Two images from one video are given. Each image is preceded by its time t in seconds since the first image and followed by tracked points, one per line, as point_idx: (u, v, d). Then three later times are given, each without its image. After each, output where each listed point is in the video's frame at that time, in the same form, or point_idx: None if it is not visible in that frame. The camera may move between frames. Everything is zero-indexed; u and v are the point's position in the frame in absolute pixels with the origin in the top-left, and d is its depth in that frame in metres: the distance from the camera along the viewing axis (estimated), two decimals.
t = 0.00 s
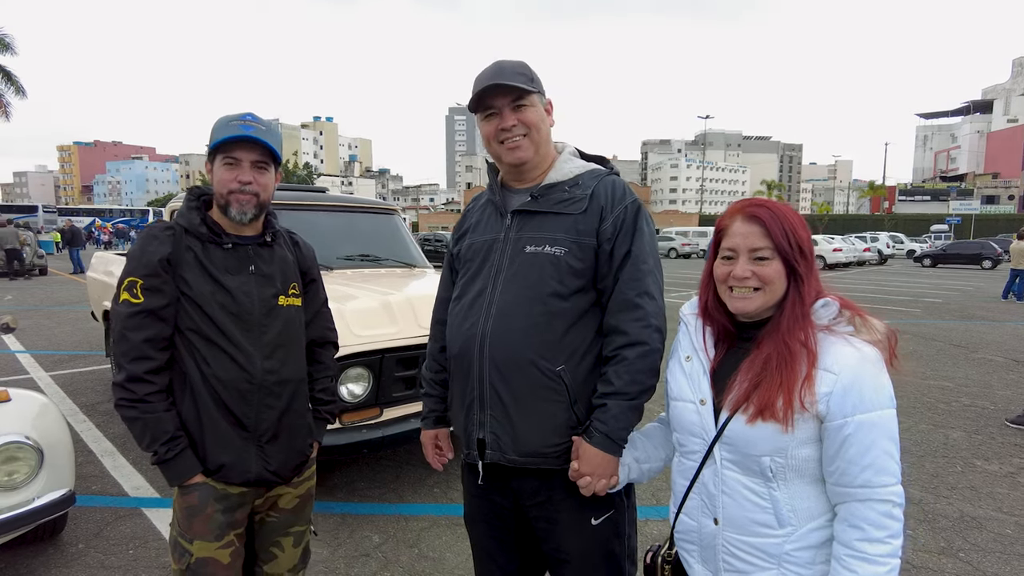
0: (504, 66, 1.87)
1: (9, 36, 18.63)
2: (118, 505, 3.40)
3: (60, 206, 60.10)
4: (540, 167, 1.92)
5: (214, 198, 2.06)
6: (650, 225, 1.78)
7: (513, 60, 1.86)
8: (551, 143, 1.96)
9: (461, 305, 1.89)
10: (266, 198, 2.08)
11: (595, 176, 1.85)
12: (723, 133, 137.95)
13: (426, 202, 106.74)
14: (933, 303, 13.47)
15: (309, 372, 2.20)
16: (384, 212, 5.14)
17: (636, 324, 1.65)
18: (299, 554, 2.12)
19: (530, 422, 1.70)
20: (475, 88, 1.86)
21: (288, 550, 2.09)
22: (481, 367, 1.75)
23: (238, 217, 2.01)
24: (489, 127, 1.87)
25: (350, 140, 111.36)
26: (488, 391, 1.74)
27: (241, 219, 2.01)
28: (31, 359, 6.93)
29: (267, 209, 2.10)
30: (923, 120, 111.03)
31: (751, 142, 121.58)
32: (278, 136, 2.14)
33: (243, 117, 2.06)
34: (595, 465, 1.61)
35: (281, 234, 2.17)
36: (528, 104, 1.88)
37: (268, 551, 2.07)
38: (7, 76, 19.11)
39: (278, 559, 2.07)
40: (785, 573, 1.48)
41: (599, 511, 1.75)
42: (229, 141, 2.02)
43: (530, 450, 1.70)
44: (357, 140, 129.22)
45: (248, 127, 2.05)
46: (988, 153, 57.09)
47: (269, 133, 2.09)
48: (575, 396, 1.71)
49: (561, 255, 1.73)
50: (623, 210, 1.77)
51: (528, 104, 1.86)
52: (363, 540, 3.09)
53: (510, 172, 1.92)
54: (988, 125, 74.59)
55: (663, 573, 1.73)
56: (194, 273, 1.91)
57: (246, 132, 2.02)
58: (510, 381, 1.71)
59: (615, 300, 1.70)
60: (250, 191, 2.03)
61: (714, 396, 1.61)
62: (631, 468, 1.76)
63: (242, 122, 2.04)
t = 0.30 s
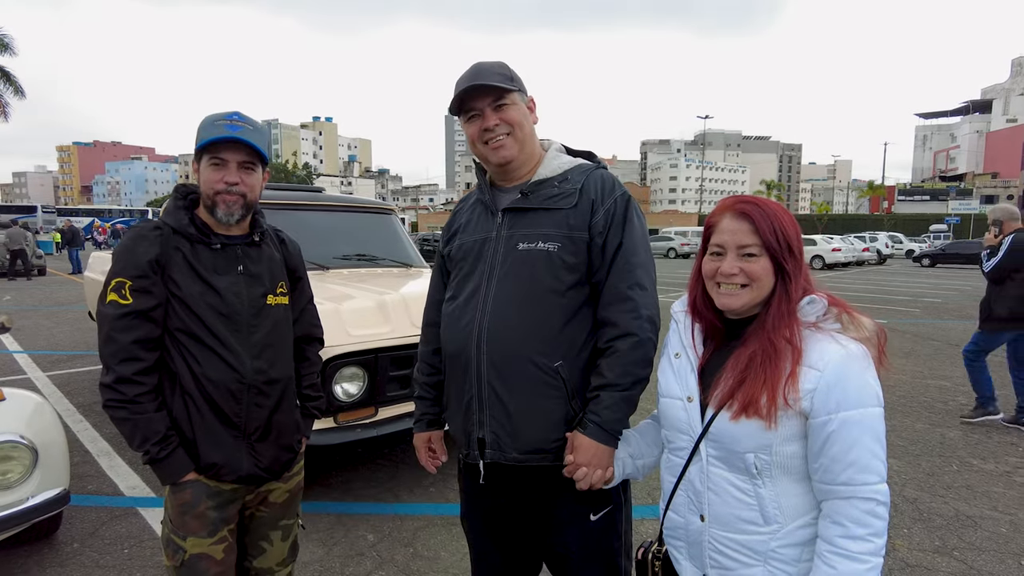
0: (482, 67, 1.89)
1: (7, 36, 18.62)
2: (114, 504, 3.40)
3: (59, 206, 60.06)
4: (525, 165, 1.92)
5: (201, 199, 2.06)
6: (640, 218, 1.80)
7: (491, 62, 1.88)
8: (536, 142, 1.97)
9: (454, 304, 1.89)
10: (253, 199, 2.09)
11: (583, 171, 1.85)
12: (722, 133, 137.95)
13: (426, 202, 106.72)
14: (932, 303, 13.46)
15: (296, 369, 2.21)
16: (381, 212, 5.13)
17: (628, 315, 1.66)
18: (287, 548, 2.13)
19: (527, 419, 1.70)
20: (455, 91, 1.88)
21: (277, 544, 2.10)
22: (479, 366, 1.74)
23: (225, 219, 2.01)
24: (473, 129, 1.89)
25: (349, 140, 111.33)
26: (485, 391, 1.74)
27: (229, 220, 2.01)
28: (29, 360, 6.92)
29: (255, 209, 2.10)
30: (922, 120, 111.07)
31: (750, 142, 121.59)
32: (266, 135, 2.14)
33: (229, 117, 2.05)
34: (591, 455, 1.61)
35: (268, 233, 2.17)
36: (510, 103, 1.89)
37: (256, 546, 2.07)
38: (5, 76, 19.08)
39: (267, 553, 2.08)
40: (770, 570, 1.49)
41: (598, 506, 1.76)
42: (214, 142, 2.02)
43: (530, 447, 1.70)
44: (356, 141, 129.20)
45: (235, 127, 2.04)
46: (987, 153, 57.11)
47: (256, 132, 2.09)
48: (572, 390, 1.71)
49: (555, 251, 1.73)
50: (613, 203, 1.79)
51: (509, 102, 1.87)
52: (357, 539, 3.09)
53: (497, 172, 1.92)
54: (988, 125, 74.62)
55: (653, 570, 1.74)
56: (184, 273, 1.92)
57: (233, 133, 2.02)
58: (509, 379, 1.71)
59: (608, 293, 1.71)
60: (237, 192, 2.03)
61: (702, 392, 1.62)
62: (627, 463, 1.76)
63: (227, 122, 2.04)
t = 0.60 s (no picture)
0: (479, 69, 1.90)
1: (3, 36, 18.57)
2: (112, 504, 3.41)
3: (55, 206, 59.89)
4: (524, 166, 1.93)
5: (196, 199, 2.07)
6: (641, 216, 1.83)
7: (487, 63, 1.90)
8: (534, 142, 1.98)
9: (456, 305, 1.89)
10: (247, 198, 2.09)
11: (584, 171, 1.87)
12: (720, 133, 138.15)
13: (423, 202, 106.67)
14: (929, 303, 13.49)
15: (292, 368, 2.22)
16: (379, 212, 5.14)
17: (631, 310, 1.69)
18: (285, 547, 2.14)
19: (535, 417, 1.70)
20: (453, 92, 1.90)
21: (276, 543, 2.11)
22: (486, 367, 1.74)
23: (220, 218, 2.01)
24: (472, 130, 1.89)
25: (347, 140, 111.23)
26: (492, 391, 1.73)
27: (223, 220, 2.01)
28: (25, 359, 6.91)
29: (249, 208, 2.11)
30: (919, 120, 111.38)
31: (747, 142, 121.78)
32: (258, 136, 2.15)
33: (222, 117, 2.06)
34: (594, 448, 1.63)
35: (264, 233, 2.18)
36: (508, 104, 1.91)
37: (255, 545, 2.08)
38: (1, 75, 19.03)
39: (265, 552, 2.09)
40: (766, 569, 1.51)
41: (604, 503, 1.77)
42: (207, 142, 2.03)
43: (539, 446, 1.70)
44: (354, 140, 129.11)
45: (228, 126, 2.05)
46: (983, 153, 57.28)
47: (249, 132, 2.10)
48: (578, 388, 1.73)
49: (561, 250, 1.75)
50: (615, 201, 1.81)
51: (507, 103, 1.89)
52: (356, 538, 3.10)
53: (496, 173, 1.93)
54: (984, 126, 74.85)
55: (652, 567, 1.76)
56: (180, 273, 1.92)
57: (225, 132, 2.02)
58: (518, 378, 1.71)
59: (611, 289, 1.73)
60: (232, 191, 2.03)
61: (699, 392, 1.63)
62: (626, 459, 1.78)
63: (220, 122, 2.05)
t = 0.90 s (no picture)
0: (478, 70, 1.91)
1: None
2: (110, 504, 3.41)
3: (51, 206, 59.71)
4: (522, 166, 1.95)
5: (193, 199, 2.08)
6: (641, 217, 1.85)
7: (484, 65, 1.91)
8: (533, 143, 1.99)
9: (457, 305, 1.90)
10: (243, 197, 2.10)
11: (584, 173, 1.89)
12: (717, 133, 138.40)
13: (421, 202, 106.60)
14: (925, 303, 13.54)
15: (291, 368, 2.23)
16: (376, 212, 5.15)
17: (632, 310, 1.71)
18: (284, 546, 2.14)
19: (538, 417, 1.71)
20: (450, 95, 1.91)
21: (274, 542, 2.12)
22: (490, 367, 1.75)
23: (215, 218, 2.02)
24: (471, 132, 1.91)
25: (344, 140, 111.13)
26: (495, 391, 1.74)
27: (218, 219, 2.02)
28: (22, 360, 6.91)
29: (245, 207, 2.11)
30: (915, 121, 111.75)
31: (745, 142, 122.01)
32: (251, 134, 2.16)
33: (215, 117, 2.08)
34: (597, 445, 1.65)
35: (262, 233, 2.19)
36: (506, 105, 1.92)
37: (253, 544, 2.09)
38: None
39: (264, 551, 2.10)
40: (761, 568, 1.52)
41: (605, 500, 1.79)
42: (200, 142, 2.04)
43: (542, 445, 1.72)
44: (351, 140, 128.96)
45: (220, 126, 2.06)
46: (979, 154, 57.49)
47: (242, 131, 2.11)
48: (581, 387, 1.75)
49: (564, 251, 1.76)
50: (616, 203, 1.83)
51: (505, 104, 1.90)
52: (354, 538, 3.11)
53: (494, 174, 1.94)
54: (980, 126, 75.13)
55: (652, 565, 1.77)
56: (178, 273, 1.93)
57: (217, 131, 2.03)
58: (522, 378, 1.72)
59: (612, 289, 1.74)
60: (227, 190, 2.04)
61: (696, 392, 1.65)
62: (626, 457, 1.80)
63: (213, 122, 2.06)
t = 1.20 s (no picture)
0: (470, 74, 1.93)
1: None
2: (106, 504, 3.42)
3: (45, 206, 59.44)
4: (516, 168, 1.96)
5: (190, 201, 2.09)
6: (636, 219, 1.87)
7: (476, 69, 1.93)
8: (526, 146, 2.00)
9: (453, 307, 1.91)
10: (238, 198, 2.11)
11: (579, 175, 1.90)
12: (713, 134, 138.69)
13: (417, 202, 106.52)
14: (919, 303, 13.62)
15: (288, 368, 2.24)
16: (372, 213, 5.16)
17: (628, 311, 1.73)
18: (282, 545, 2.16)
19: (535, 417, 1.73)
20: (442, 99, 1.93)
21: (272, 541, 2.13)
22: (488, 368, 1.76)
23: (211, 220, 2.03)
24: (464, 135, 1.92)
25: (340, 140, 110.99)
26: (492, 391, 1.76)
27: (214, 221, 2.03)
28: (17, 360, 6.89)
29: (241, 209, 2.12)
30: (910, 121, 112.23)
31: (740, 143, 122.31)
32: (246, 137, 2.17)
33: (210, 120, 2.09)
34: (595, 444, 1.67)
35: (257, 235, 2.20)
36: (497, 108, 1.93)
37: (251, 543, 2.10)
38: None
39: (262, 550, 2.11)
40: (755, 567, 1.54)
41: (600, 500, 1.81)
42: (195, 144, 2.05)
43: (540, 445, 1.74)
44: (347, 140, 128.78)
45: (215, 129, 2.08)
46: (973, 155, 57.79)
47: (236, 133, 2.12)
48: (578, 387, 1.76)
49: (561, 252, 1.78)
50: (610, 205, 1.85)
51: (496, 107, 1.91)
52: (351, 538, 3.12)
53: (489, 176, 1.96)
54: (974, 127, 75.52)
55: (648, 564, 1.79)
56: (174, 275, 1.94)
57: (211, 133, 2.04)
58: (519, 379, 1.73)
59: (608, 290, 1.76)
60: (222, 192, 2.05)
61: (691, 392, 1.67)
62: (623, 456, 1.83)
63: (208, 125, 2.08)
